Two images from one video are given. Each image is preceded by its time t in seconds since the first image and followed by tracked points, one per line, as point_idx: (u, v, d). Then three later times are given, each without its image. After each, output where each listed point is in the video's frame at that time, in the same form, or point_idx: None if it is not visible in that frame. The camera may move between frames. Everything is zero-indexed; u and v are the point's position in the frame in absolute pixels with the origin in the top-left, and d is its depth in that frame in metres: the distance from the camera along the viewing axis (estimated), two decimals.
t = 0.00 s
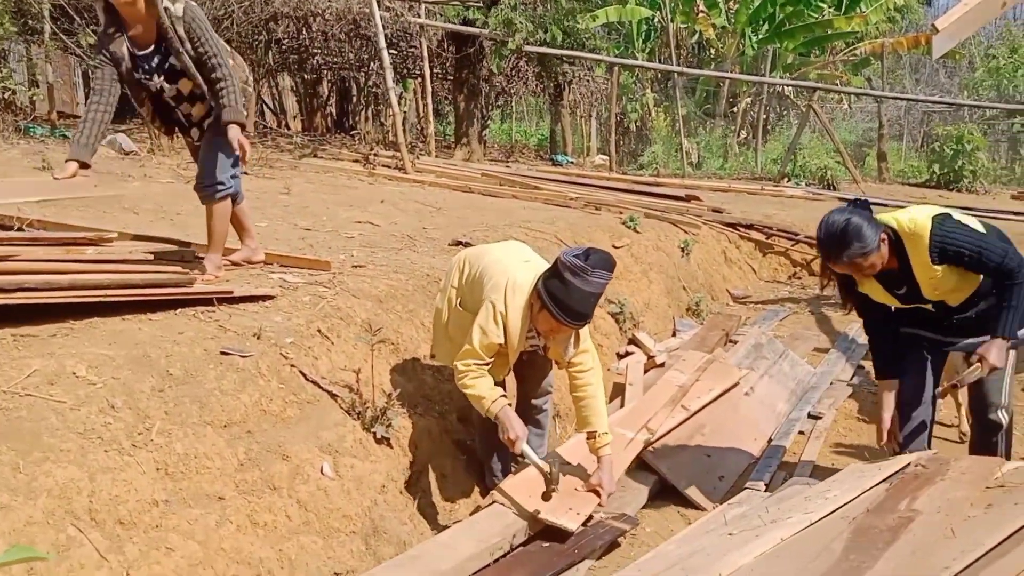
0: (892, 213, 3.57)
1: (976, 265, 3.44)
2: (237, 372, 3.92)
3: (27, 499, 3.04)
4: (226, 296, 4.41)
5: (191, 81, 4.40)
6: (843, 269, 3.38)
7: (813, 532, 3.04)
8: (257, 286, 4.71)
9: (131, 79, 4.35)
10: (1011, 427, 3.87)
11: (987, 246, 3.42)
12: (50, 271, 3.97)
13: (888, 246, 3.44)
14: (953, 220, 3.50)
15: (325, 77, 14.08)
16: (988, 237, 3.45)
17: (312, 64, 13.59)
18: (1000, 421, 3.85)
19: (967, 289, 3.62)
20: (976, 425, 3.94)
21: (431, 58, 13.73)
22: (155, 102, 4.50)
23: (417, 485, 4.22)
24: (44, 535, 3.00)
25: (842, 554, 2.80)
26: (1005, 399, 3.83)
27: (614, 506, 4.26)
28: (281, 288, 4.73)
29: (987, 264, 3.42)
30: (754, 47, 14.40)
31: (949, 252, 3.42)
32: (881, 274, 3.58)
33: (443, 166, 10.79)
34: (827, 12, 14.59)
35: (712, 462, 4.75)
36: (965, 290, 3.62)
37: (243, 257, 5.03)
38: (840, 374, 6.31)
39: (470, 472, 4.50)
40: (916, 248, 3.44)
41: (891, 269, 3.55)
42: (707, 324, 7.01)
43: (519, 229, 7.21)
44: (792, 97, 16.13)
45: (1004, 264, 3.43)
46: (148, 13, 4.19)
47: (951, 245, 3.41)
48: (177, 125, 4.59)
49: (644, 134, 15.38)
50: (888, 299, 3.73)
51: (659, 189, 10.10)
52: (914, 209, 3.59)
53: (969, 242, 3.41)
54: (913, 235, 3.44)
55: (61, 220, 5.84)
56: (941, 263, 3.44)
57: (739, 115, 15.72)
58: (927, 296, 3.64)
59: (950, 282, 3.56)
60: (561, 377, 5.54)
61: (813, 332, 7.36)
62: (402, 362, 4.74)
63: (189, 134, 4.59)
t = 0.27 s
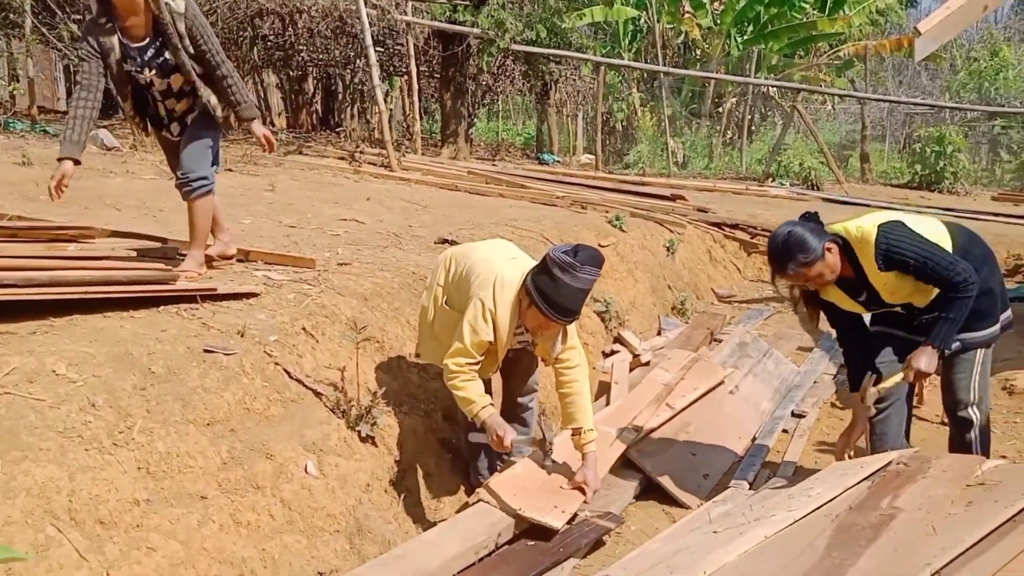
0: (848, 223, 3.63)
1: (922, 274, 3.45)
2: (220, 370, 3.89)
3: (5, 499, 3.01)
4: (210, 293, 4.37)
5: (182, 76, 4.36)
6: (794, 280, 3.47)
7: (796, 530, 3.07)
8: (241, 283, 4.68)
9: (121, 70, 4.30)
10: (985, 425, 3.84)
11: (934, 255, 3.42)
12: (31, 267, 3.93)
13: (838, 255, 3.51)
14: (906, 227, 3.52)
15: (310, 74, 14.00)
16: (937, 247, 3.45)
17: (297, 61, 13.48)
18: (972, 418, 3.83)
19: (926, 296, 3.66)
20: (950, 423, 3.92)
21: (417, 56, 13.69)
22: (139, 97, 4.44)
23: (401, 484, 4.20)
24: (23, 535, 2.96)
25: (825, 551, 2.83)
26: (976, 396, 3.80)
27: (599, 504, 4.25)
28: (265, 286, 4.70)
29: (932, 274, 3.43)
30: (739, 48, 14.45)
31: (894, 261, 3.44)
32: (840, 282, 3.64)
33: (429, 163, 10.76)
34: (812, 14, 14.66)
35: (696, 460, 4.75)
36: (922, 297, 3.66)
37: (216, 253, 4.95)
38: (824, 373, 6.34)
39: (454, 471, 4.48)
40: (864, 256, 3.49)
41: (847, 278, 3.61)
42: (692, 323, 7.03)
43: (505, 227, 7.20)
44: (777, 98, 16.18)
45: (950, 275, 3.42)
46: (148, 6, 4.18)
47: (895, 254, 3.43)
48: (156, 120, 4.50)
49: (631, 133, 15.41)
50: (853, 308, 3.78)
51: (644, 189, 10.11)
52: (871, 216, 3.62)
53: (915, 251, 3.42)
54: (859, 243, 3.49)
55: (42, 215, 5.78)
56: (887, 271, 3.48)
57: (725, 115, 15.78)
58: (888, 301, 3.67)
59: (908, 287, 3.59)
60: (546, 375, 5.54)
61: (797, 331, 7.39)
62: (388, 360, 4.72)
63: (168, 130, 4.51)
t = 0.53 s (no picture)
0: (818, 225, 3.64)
1: (889, 275, 3.44)
2: (203, 368, 3.85)
3: None
4: (194, 290, 4.33)
5: (165, 60, 4.30)
6: (764, 285, 3.48)
7: (779, 527, 3.07)
8: (225, 280, 4.64)
9: (103, 43, 4.23)
10: (961, 422, 3.83)
11: (900, 255, 3.40)
12: (11, 264, 3.88)
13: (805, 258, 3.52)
14: (872, 228, 3.53)
15: (296, 70, 13.90)
16: (902, 248, 3.43)
17: (283, 57, 13.38)
18: (949, 415, 3.83)
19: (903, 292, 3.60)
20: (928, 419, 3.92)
21: (403, 55, 13.63)
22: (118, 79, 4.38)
23: (386, 483, 4.17)
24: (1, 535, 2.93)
25: (809, 548, 2.83)
26: (952, 393, 3.79)
27: (584, 503, 4.24)
28: (249, 283, 4.66)
29: (899, 275, 3.41)
30: (724, 49, 14.49)
31: (860, 263, 3.43)
32: (810, 283, 3.65)
33: (415, 162, 10.73)
34: (796, 16, 14.72)
35: (681, 459, 4.75)
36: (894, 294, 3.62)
37: (194, 250, 4.92)
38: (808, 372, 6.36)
39: (439, 469, 4.47)
40: (830, 257, 3.50)
41: (817, 279, 3.62)
42: (677, 322, 7.04)
43: (492, 225, 7.18)
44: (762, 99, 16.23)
45: (918, 275, 3.40)
46: None
47: (860, 255, 3.42)
48: (134, 110, 4.45)
49: (617, 133, 15.42)
50: (827, 309, 3.79)
51: (631, 188, 10.12)
52: (839, 218, 3.63)
53: (881, 251, 3.41)
54: (825, 245, 3.51)
55: (24, 211, 5.71)
56: (854, 272, 3.47)
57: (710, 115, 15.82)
58: (860, 301, 3.66)
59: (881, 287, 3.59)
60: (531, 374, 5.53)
61: (781, 330, 7.41)
62: (373, 359, 4.70)
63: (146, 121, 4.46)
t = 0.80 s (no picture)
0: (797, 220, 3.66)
1: (866, 270, 3.46)
2: (186, 366, 3.83)
3: None
4: (176, 288, 4.30)
5: (153, 40, 4.38)
6: (742, 279, 3.50)
7: (761, 524, 3.09)
8: (209, 278, 4.61)
9: (95, 19, 4.35)
10: (942, 420, 3.86)
11: (877, 251, 3.43)
12: None
13: (783, 253, 3.54)
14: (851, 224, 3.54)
15: (281, 67, 13.84)
16: (879, 243, 3.46)
17: (268, 54, 13.37)
18: (929, 412, 3.85)
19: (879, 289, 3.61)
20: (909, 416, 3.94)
21: (389, 53, 13.60)
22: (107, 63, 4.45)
23: (371, 482, 4.16)
24: None
25: (790, 545, 2.85)
26: (932, 391, 3.82)
27: (569, 501, 4.23)
28: (233, 282, 4.63)
29: (876, 269, 3.44)
30: (710, 49, 14.52)
31: (836, 258, 3.45)
32: (788, 276, 3.67)
33: (401, 160, 10.70)
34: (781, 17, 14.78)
35: (667, 457, 4.76)
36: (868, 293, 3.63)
37: (180, 252, 4.85)
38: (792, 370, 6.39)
39: (425, 469, 4.46)
40: (807, 252, 3.52)
41: (795, 273, 3.64)
42: (663, 321, 7.05)
43: (478, 224, 7.18)
44: (748, 99, 16.30)
45: (895, 270, 3.43)
46: None
47: (837, 250, 3.44)
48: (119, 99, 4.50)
49: (603, 133, 15.44)
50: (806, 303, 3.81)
51: (617, 188, 10.13)
52: (818, 214, 3.64)
53: (857, 247, 3.43)
54: (802, 239, 3.52)
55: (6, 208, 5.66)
56: (830, 267, 3.49)
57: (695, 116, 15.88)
58: (837, 297, 3.67)
59: (860, 284, 3.59)
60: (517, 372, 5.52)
61: (765, 330, 7.44)
62: (358, 357, 4.68)
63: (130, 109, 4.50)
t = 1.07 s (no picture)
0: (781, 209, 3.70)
1: (845, 256, 3.48)
2: (169, 364, 3.81)
3: None
4: (158, 285, 4.28)
5: (160, 25, 4.51)
6: (722, 261, 3.52)
7: (743, 521, 3.11)
8: (192, 276, 4.59)
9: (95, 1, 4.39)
10: (921, 422, 3.90)
11: (857, 237, 3.46)
12: None
13: (764, 238, 3.56)
14: (835, 214, 3.57)
15: (267, 64, 13.77)
16: (860, 231, 3.49)
17: (253, 51, 13.36)
18: (909, 414, 3.89)
19: (862, 282, 3.62)
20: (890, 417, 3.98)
21: (375, 52, 13.57)
22: (102, 46, 4.45)
23: (356, 480, 4.15)
24: None
25: (772, 542, 2.88)
26: (913, 393, 3.85)
27: (554, 500, 4.23)
28: (216, 279, 4.61)
29: (855, 256, 3.47)
30: (696, 50, 14.55)
31: (815, 242, 3.48)
32: (769, 264, 3.68)
33: (387, 158, 10.69)
34: (766, 18, 14.84)
35: (652, 454, 4.78)
36: (848, 283, 3.64)
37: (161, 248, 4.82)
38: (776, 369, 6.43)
39: (410, 468, 4.46)
40: (788, 238, 3.55)
41: (777, 261, 3.65)
42: (648, 320, 7.08)
43: (464, 223, 7.18)
44: (734, 100, 16.36)
45: (875, 256, 3.46)
46: None
47: (817, 234, 3.48)
48: (108, 84, 4.48)
49: (590, 132, 15.46)
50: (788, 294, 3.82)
51: (603, 187, 10.16)
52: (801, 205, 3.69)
53: (837, 231, 3.47)
54: (784, 225, 3.56)
55: None
56: (810, 253, 3.52)
57: (682, 116, 15.94)
58: (819, 288, 3.68)
59: (840, 274, 3.61)
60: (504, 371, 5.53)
61: (750, 329, 7.47)
62: (344, 355, 4.68)
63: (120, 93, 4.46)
